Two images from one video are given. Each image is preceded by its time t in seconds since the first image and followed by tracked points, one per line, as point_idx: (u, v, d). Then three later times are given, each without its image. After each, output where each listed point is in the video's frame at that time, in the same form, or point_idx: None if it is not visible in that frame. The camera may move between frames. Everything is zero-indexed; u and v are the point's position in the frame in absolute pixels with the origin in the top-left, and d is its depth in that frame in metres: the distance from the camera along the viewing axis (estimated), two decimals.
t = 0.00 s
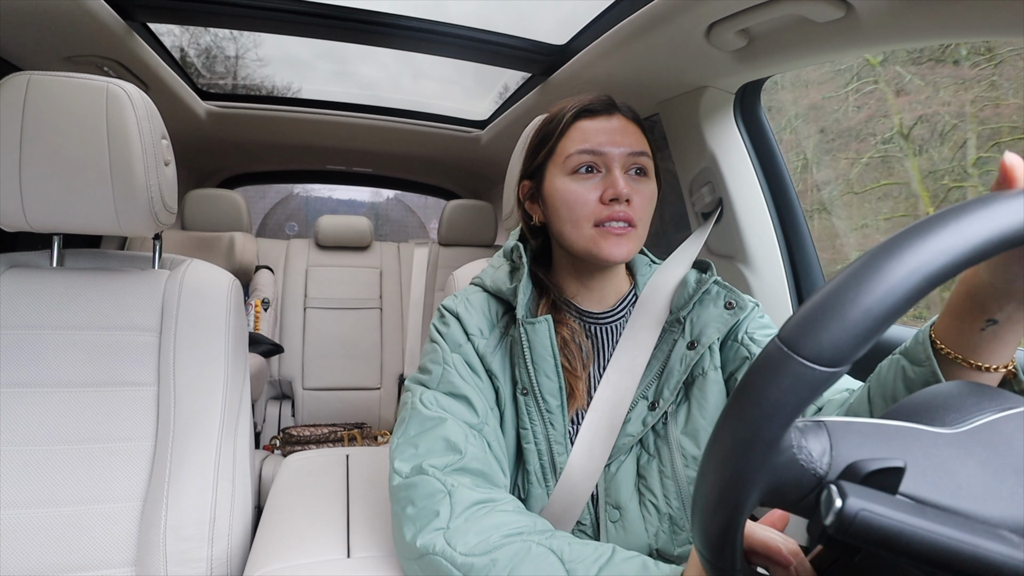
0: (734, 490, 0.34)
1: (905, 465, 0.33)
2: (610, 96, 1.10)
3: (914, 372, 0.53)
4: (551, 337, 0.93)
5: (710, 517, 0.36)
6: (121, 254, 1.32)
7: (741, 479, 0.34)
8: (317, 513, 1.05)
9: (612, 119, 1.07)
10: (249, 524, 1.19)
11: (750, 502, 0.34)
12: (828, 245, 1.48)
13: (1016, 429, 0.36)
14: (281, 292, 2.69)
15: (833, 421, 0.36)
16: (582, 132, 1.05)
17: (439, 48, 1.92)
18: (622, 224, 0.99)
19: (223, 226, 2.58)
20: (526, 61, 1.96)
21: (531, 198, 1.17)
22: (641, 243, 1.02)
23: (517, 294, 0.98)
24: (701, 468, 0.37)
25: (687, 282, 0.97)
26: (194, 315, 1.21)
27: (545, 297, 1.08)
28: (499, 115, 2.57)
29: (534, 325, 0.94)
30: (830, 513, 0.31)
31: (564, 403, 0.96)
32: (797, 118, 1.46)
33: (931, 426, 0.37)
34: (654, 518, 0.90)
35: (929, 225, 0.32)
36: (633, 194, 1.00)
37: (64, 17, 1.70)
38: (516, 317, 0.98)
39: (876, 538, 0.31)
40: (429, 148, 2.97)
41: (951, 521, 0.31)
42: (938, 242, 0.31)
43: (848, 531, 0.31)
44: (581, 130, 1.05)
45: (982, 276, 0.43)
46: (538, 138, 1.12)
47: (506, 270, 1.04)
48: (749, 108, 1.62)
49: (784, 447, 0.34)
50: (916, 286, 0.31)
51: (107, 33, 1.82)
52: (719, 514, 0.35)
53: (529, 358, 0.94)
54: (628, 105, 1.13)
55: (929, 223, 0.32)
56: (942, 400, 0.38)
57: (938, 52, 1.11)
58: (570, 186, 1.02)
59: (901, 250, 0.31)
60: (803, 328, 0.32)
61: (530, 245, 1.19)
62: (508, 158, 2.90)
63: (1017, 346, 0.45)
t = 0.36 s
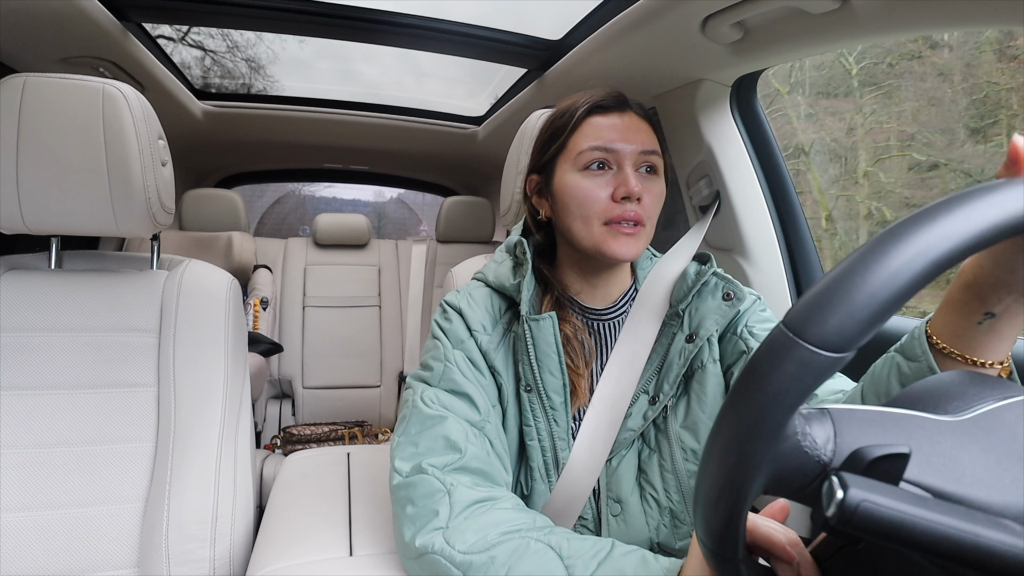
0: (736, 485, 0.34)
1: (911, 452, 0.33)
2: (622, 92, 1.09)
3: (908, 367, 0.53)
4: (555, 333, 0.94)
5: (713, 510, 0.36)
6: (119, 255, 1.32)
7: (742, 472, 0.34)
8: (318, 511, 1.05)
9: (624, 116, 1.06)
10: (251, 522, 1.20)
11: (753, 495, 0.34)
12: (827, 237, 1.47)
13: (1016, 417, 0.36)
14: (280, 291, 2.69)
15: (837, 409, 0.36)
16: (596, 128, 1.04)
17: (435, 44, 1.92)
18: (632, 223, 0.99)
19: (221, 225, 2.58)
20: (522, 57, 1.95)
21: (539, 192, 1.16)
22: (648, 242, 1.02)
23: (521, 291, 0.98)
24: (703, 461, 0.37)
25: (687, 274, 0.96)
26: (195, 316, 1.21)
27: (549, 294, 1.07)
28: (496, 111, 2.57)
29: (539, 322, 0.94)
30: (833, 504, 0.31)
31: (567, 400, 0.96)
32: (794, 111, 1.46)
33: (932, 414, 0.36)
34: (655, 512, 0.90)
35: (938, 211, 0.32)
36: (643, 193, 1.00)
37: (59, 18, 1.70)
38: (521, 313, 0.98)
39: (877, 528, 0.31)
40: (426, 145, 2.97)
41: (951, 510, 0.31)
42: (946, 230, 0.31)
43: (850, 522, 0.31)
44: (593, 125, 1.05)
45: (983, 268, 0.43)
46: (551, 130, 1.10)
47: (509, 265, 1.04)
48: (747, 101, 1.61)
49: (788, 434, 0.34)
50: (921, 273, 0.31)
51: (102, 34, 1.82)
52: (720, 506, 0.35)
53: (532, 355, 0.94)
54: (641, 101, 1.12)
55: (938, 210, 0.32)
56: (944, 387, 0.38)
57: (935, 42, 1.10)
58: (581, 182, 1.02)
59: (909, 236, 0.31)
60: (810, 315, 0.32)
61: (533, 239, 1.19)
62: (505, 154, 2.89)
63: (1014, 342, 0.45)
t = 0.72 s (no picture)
0: (737, 485, 0.34)
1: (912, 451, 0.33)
2: (622, 93, 1.09)
3: (910, 366, 0.53)
4: (555, 334, 0.94)
5: (714, 510, 0.36)
6: (119, 260, 1.33)
7: (743, 472, 0.34)
8: (319, 514, 1.05)
9: (626, 118, 1.07)
10: (253, 525, 1.19)
11: (754, 495, 0.34)
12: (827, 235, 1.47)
13: (1018, 415, 0.36)
14: (280, 294, 2.70)
15: (838, 408, 0.36)
16: (599, 130, 1.04)
17: (434, 47, 1.92)
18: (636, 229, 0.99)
19: (221, 229, 2.58)
20: (520, 59, 1.95)
21: (540, 194, 1.16)
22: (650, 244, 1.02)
23: (521, 291, 0.98)
24: (703, 461, 0.37)
25: (686, 274, 0.96)
26: (196, 320, 1.21)
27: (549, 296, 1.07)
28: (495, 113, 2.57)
29: (539, 323, 0.94)
30: (835, 504, 0.31)
31: (568, 401, 0.96)
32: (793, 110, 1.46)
33: (935, 413, 0.36)
34: (656, 512, 0.90)
35: (937, 209, 0.32)
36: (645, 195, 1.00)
37: (57, 23, 1.70)
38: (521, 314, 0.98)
39: (878, 527, 0.31)
40: (425, 147, 2.97)
41: (954, 510, 0.31)
42: (946, 229, 0.31)
43: (851, 521, 0.31)
44: (595, 127, 1.05)
45: (984, 264, 0.43)
46: (550, 134, 1.11)
47: (509, 266, 1.04)
48: (745, 101, 1.62)
49: (790, 432, 0.34)
50: (925, 268, 0.30)
51: (101, 39, 1.82)
52: (722, 507, 0.35)
53: (533, 355, 0.94)
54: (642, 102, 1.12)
55: (938, 209, 0.32)
56: (945, 387, 0.38)
57: (933, 40, 1.10)
58: (582, 185, 1.02)
59: (909, 236, 0.31)
60: (810, 314, 0.32)
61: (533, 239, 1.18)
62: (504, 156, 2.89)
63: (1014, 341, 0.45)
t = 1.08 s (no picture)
0: (736, 481, 0.34)
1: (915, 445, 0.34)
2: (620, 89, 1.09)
3: (909, 363, 0.53)
4: (550, 332, 0.93)
5: (715, 507, 0.36)
6: (119, 257, 1.33)
7: (745, 467, 0.34)
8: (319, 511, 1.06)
9: (623, 113, 1.07)
10: (253, 522, 1.19)
11: (753, 493, 0.34)
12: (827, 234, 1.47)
13: (1020, 412, 0.36)
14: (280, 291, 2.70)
15: (840, 403, 0.36)
16: (594, 125, 1.05)
17: (434, 44, 1.92)
18: (631, 219, 0.98)
19: (221, 227, 2.58)
20: (521, 56, 1.95)
21: (536, 189, 1.16)
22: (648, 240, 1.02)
23: (516, 289, 0.98)
24: (704, 456, 0.37)
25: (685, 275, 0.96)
26: (194, 317, 1.21)
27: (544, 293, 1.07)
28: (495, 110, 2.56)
29: (533, 320, 0.94)
30: (834, 502, 0.31)
31: (564, 398, 0.96)
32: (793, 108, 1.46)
33: (936, 409, 0.37)
34: (655, 512, 0.90)
35: (942, 204, 0.32)
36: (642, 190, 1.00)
37: (56, 21, 1.69)
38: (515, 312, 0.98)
39: (878, 525, 0.31)
40: (425, 144, 2.96)
41: (955, 508, 0.31)
42: (951, 223, 0.31)
43: (851, 519, 0.31)
44: (592, 123, 1.05)
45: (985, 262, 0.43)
46: (547, 129, 1.11)
47: (504, 264, 1.04)
48: (745, 99, 1.61)
49: (793, 425, 0.34)
50: (926, 266, 0.31)
51: (100, 37, 1.81)
52: (723, 502, 0.35)
53: (528, 353, 0.94)
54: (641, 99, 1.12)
55: (942, 203, 0.32)
56: (946, 384, 0.38)
57: (935, 38, 1.10)
58: (578, 179, 1.01)
59: (914, 229, 0.31)
60: (815, 308, 0.32)
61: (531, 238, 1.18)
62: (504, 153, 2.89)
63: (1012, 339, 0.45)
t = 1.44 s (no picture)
0: (738, 485, 0.34)
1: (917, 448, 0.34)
2: (626, 95, 1.09)
3: (910, 373, 0.53)
4: (550, 340, 0.93)
5: (715, 511, 0.36)
6: (119, 262, 1.32)
7: (745, 469, 0.34)
8: (317, 516, 1.05)
9: (628, 120, 1.06)
10: (251, 529, 1.19)
11: (754, 498, 0.34)
12: (826, 238, 1.47)
13: (1020, 415, 0.36)
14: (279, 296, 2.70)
15: (841, 405, 0.36)
16: (598, 133, 1.04)
17: (433, 49, 1.92)
18: (637, 231, 0.98)
19: (220, 232, 2.58)
20: (520, 61, 1.95)
21: (539, 198, 1.16)
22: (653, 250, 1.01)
23: (515, 295, 0.98)
24: (705, 459, 0.37)
25: (688, 282, 0.97)
26: (194, 322, 1.21)
27: (543, 301, 1.07)
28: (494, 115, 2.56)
29: (534, 327, 0.94)
30: (834, 506, 0.31)
31: (564, 406, 0.96)
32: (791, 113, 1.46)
33: (937, 413, 0.37)
34: (655, 522, 0.90)
35: (946, 206, 0.32)
36: (647, 200, 0.99)
37: (56, 26, 1.70)
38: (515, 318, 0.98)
39: (876, 531, 0.31)
40: (424, 149, 2.97)
41: (955, 513, 0.31)
42: (954, 225, 0.31)
43: (850, 524, 0.31)
44: (595, 130, 1.05)
45: (986, 269, 0.43)
46: (550, 136, 1.11)
47: (503, 270, 1.05)
48: (744, 105, 1.62)
49: (795, 428, 0.34)
50: (931, 267, 0.31)
51: (99, 41, 1.82)
52: (723, 506, 0.35)
53: (528, 361, 0.95)
54: (646, 105, 1.12)
55: (946, 206, 0.32)
56: (947, 388, 0.38)
57: (932, 43, 1.11)
58: (582, 188, 1.01)
59: (918, 231, 0.31)
60: (818, 306, 0.32)
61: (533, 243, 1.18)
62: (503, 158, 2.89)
63: (1015, 346, 0.45)
